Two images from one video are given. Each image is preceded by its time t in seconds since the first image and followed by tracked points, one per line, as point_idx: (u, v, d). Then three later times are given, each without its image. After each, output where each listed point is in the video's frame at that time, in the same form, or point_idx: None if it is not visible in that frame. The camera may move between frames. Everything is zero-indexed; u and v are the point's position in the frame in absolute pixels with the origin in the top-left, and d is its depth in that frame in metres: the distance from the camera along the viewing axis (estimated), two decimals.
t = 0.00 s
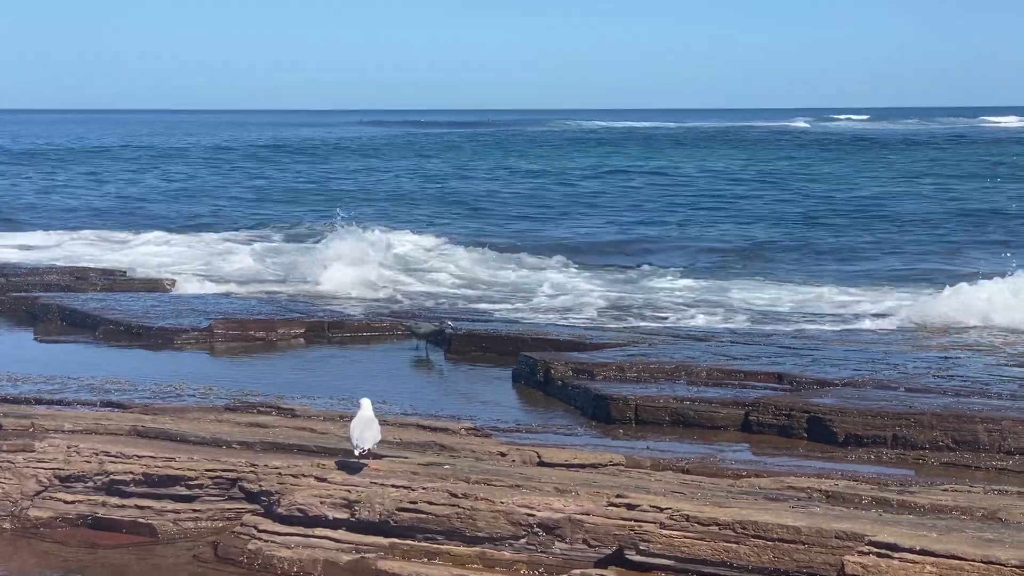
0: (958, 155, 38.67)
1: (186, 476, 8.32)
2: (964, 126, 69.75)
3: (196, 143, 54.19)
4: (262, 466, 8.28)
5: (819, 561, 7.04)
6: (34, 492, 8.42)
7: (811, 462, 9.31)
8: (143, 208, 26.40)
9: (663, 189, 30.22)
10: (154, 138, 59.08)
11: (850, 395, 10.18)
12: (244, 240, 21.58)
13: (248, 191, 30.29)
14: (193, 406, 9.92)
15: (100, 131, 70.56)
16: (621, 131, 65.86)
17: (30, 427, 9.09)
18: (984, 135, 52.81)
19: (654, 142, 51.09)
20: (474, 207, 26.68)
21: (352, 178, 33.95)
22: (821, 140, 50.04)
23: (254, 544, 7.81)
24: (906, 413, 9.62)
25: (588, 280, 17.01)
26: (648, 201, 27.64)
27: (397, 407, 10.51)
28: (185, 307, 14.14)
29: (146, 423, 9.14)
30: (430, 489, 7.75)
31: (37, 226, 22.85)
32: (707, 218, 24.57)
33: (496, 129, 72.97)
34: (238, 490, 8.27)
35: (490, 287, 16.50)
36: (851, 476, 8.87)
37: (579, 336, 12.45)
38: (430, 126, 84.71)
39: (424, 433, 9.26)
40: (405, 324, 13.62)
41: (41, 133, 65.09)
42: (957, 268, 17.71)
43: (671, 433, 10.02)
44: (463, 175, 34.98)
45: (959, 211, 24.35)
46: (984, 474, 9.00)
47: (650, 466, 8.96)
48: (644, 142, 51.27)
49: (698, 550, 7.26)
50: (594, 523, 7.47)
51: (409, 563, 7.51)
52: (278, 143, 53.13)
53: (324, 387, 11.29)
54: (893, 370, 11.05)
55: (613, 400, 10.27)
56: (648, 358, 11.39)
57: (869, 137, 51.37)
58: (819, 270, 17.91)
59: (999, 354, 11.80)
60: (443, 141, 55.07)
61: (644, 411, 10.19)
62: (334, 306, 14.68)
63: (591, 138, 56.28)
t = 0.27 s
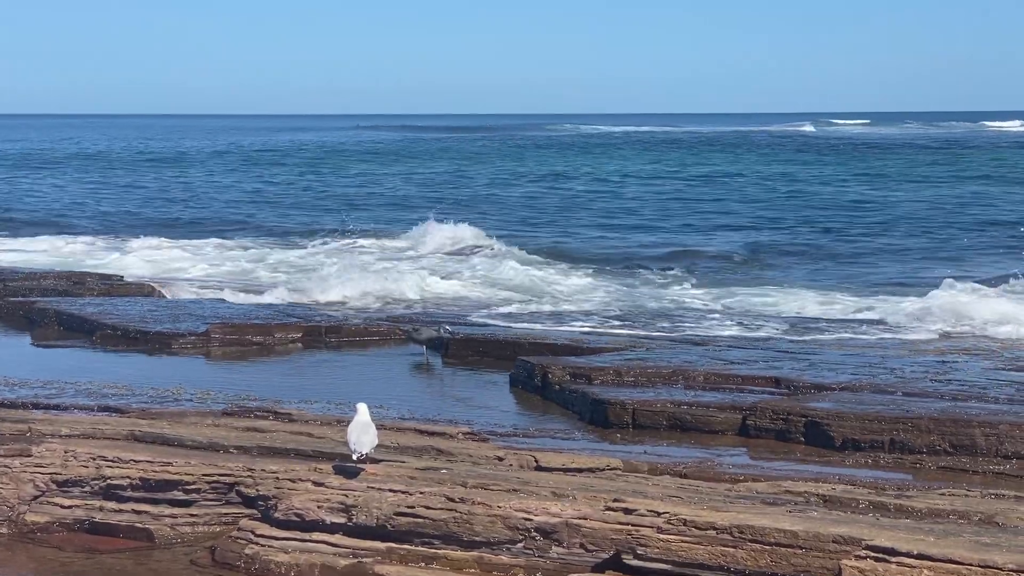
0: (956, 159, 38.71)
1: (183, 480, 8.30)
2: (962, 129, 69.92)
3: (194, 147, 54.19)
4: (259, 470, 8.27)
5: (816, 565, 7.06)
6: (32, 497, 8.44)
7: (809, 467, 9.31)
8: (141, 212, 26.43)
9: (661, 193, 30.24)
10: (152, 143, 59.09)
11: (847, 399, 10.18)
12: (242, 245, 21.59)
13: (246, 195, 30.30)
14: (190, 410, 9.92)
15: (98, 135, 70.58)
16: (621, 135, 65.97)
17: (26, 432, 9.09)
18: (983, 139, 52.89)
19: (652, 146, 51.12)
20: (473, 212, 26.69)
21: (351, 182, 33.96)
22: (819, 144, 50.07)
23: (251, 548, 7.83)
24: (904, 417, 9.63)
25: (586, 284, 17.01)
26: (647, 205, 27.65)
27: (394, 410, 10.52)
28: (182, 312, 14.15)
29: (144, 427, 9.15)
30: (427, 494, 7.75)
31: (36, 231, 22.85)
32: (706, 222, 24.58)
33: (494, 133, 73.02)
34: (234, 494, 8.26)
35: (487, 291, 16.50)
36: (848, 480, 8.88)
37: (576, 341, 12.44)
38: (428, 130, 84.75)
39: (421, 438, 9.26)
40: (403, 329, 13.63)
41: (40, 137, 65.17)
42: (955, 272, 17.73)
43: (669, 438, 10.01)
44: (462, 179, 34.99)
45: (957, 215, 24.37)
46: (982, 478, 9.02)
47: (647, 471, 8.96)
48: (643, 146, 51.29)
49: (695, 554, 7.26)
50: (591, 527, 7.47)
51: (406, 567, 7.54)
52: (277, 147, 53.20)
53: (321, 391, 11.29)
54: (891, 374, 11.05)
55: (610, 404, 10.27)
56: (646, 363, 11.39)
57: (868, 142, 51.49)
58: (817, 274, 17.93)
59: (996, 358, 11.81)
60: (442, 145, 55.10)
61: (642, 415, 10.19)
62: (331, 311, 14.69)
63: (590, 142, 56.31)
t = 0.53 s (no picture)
0: (952, 163, 38.78)
1: (179, 486, 8.30)
2: (959, 133, 70.04)
3: (192, 151, 54.20)
4: (255, 475, 8.27)
5: (811, 570, 7.08)
6: (27, 502, 8.40)
7: (805, 471, 9.31)
8: (138, 217, 26.43)
9: (658, 198, 30.27)
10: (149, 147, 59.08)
11: (842, 404, 10.19)
12: (239, 249, 21.59)
13: (243, 199, 30.29)
14: (186, 416, 9.92)
15: (96, 140, 70.63)
16: (618, 139, 66.02)
17: (22, 437, 9.08)
18: (979, 143, 52.97)
19: (649, 150, 51.15)
20: (470, 216, 26.71)
21: (347, 186, 33.97)
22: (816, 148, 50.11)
23: (247, 554, 7.82)
24: (899, 421, 9.63)
25: (583, 288, 17.01)
26: (644, 209, 27.66)
27: (390, 415, 10.52)
28: (178, 317, 14.14)
29: (139, 433, 9.14)
30: (423, 499, 7.74)
31: (32, 235, 22.83)
32: (703, 226, 24.60)
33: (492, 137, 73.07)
34: (230, 500, 8.26)
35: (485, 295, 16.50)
36: (843, 485, 8.88)
37: (572, 345, 12.44)
38: (425, 134, 84.79)
39: (416, 443, 9.27)
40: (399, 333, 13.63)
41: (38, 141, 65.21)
42: (952, 276, 17.75)
43: (664, 442, 10.01)
44: (459, 184, 35.00)
45: (954, 219, 24.40)
46: (977, 483, 9.04)
47: (643, 475, 8.96)
48: (640, 151, 51.31)
49: (691, 559, 7.28)
50: (587, 532, 7.47)
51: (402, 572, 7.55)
52: (275, 152, 53.21)
53: (318, 396, 11.28)
54: (887, 378, 11.05)
55: (606, 409, 10.26)
56: (642, 367, 11.39)
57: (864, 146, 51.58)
58: (813, 278, 17.94)
59: (991, 362, 11.82)
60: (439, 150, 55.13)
61: (638, 420, 10.18)
62: (328, 315, 14.68)
63: (587, 146, 56.33)
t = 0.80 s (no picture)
0: (948, 167, 38.83)
1: (172, 490, 8.31)
2: (956, 137, 70.14)
3: (188, 155, 54.15)
4: (248, 480, 8.27)
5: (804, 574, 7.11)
6: (19, 507, 8.39)
7: (798, 475, 9.32)
8: (134, 221, 26.42)
9: (654, 202, 30.28)
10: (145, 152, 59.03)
11: (836, 407, 10.20)
12: (234, 254, 21.58)
13: (239, 204, 30.28)
14: (179, 420, 9.91)
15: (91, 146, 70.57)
16: (616, 143, 66.00)
17: (15, 442, 9.09)
18: (976, 147, 52.99)
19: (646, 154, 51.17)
20: (466, 220, 26.71)
21: (344, 191, 33.96)
22: (812, 151, 50.14)
23: (240, 558, 7.82)
24: (893, 425, 9.64)
25: (578, 292, 17.01)
26: (639, 214, 27.67)
27: (384, 419, 10.52)
28: (172, 321, 14.13)
29: (132, 437, 9.14)
30: (416, 503, 7.75)
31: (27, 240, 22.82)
32: (698, 230, 24.62)
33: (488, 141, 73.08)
34: (223, 504, 8.27)
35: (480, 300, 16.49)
36: (836, 488, 8.89)
37: (566, 349, 12.44)
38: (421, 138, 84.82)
39: (409, 447, 9.27)
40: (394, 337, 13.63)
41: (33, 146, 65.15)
42: (947, 279, 17.77)
43: (658, 447, 10.01)
44: (455, 188, 35.00)
45: (950, 223, 24.42)
46: (970, 486, 9.06)
47: (637, 479, 8.97)
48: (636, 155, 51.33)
49: (683, 563, 7.28)
50: (580, 535, 7.48)
51: None
52: (271, 156, 53.21)
53: (311, 401, 11.27)
54: (880, 382, 11.06)
55: (600, 412, 10.27)
56: (635, 371, 11.40)
57: (861, 150, 51.67)
58: (808, 282, 17.95)
59: (985, 366, 11.82)
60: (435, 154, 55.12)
61: (632, 424, 10.19)
62: (322, 320, 14.67)
63: (583, 150, 56.35)
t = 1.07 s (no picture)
0: (941, 171, 38.94)
1: (165, 495, 8.30)
2: (950, 140, 70.32)
3: (181, 159, 54.12)
4: (241, 485, 8.27)
5: None
6: (12, 512, 8.37)
7: (792, 479, 9.33)
8: (128, 225, 26.38)
9: (648, 205, 30.32)
10: (138, 155, 58.94)
11: (829, 411, 10.23)
12: (227, 257, 21.56)
13: (232, 207, 30.26)
14: (172, 424, 9.90)
15: (84, 149, 70.45)
16: (609, 147, 66.06)
17: (8, 446, 9.07)
18: (968, 151, 53.13)
19: (639, 158, 51.21)
20: (459, 224, 26.73)
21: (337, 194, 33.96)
22: (806, 155, 50.26)
23: (233, 563, 7.80)
24: (885, 429, 9.67)
25: (571, 296, 17.03)
26: (633, 217, 27.71)
27: (377, 424, 10.52)
28: (165, 325, 14.12)
29: (125, 442, 9.14)
30: (410, 508, 7.75)
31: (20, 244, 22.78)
32: (691, 234, 24.66)
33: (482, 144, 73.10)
34: (216, 509, 8.24)
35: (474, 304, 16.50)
36: (830, 492, 8.91)
37: (560, 353, 12.44)
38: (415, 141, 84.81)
39: (403, 451, 9.27)
40: (387, 341, 13.63)
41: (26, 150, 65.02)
42: (940, 283, 17.82)
43: (652, 450, 10.01)
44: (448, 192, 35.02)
45: (942, 227, 24.49)
46: (962, 490, 9.10)
47: (630, 483, 8.98)
48: (630, 158, 51.37)
49: (677, 567, 7.31)
50: (574, 540, 7.48)
51: None
52: (265, 159, 53.16)
53: (305, 404, 11.27)
54: (873, 386, 11.08)
55: (593, 416, 10.27)
56: (629, 375, 11.41)
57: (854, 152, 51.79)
58: (801, 286, 17.99)
59: (977, 370, 11.86)
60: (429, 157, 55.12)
61: (625, 428, 10.19)
62: (316, 324, 14.67)
63: (578, 154, 56.40)
